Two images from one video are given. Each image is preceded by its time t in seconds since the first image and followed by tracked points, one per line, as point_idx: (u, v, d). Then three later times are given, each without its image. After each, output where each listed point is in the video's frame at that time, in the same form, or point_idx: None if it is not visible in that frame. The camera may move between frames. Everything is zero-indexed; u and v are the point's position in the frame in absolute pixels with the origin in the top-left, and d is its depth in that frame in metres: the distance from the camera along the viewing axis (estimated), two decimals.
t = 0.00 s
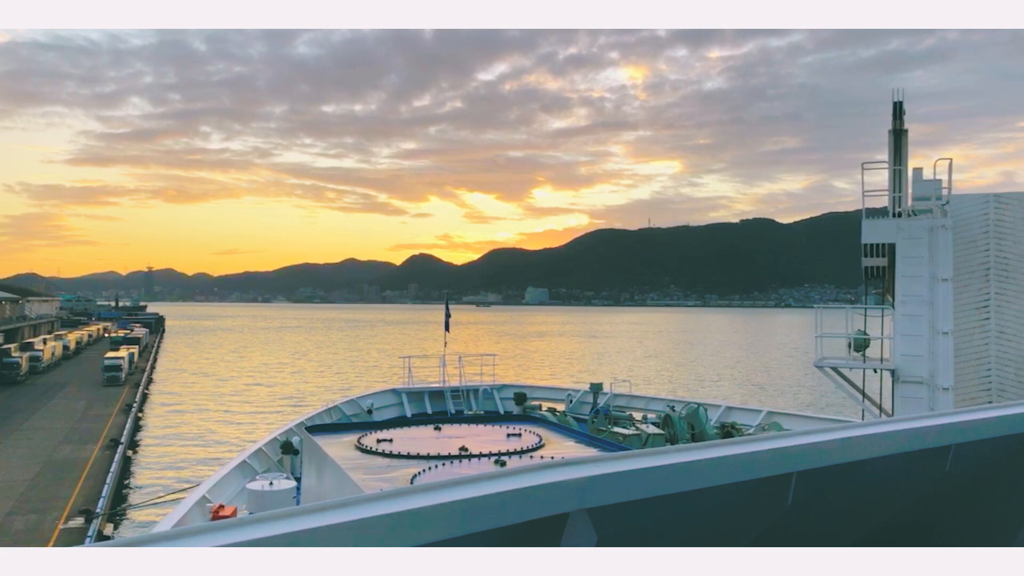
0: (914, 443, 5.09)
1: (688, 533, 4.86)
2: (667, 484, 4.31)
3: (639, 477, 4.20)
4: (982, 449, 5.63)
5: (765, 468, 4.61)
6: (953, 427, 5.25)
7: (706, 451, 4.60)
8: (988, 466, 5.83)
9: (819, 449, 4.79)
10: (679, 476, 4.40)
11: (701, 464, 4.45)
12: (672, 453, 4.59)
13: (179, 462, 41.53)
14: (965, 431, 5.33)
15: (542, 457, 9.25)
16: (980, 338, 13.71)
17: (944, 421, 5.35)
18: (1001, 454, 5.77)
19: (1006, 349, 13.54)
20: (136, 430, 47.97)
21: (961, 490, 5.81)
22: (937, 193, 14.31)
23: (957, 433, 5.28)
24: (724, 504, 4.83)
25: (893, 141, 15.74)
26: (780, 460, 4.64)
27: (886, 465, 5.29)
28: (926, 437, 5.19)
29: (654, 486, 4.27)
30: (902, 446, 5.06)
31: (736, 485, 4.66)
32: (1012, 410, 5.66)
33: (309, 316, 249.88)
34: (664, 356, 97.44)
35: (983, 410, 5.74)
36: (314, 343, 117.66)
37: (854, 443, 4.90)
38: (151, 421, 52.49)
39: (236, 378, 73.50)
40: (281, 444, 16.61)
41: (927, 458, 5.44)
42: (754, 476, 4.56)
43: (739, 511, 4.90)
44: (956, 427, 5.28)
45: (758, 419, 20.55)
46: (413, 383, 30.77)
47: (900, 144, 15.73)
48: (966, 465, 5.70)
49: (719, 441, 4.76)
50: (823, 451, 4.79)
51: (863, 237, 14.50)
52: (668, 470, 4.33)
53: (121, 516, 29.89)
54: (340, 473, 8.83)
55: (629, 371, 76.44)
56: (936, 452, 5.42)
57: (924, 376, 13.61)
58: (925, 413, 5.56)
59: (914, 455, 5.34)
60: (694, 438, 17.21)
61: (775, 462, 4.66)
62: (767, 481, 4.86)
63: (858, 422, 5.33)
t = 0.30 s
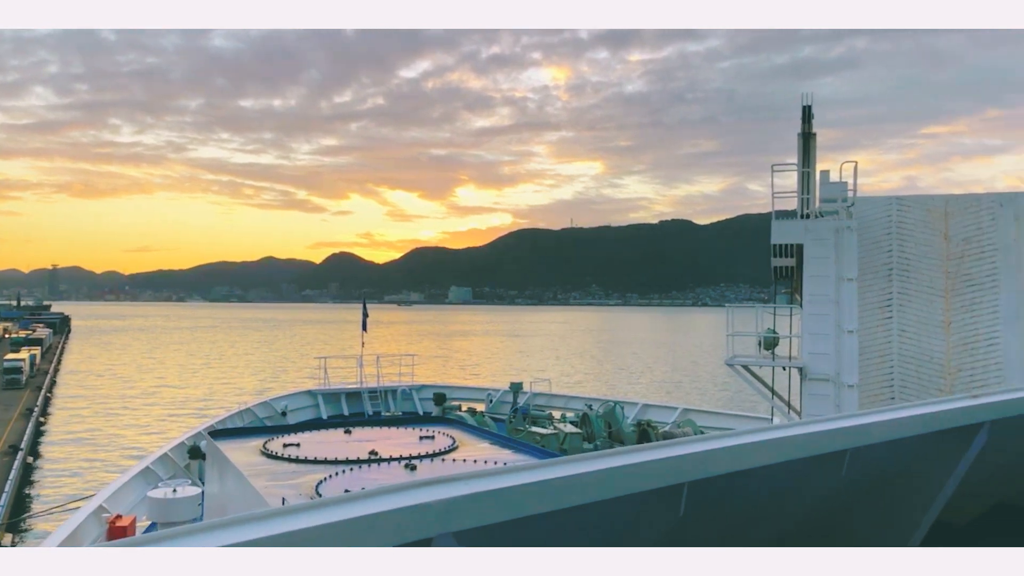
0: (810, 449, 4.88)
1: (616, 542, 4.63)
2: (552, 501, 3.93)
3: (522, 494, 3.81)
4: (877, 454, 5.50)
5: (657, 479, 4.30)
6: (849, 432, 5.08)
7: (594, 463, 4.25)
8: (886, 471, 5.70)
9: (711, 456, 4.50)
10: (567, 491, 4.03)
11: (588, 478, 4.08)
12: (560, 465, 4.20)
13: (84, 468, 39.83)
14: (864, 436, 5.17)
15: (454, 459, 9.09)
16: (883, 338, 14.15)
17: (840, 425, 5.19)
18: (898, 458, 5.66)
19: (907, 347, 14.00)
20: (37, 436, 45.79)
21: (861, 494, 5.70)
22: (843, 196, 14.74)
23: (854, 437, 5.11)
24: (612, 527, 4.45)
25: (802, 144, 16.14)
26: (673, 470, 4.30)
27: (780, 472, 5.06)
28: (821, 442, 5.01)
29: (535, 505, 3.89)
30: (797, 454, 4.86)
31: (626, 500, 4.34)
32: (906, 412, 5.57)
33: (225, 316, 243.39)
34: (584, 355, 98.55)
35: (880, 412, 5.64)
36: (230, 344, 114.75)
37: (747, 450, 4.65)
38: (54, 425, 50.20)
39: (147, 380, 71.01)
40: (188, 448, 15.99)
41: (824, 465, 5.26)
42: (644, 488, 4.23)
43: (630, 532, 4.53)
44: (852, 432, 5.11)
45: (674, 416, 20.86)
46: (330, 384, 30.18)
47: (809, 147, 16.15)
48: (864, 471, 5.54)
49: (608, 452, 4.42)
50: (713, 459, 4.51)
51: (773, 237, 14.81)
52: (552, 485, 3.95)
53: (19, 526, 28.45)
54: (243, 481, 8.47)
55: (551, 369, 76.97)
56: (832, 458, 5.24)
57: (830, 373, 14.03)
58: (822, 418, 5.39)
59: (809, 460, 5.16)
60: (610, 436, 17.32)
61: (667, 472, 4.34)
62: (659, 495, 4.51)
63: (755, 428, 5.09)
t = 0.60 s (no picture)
0: (743, 453, 4.81)
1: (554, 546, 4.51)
2: (481, 512, 3.76)
3: (449, 503, 3.62)
4: (811, 459, 5.43)
5: (585, 487, 4.16)
6: (784, 436, 5.01)
7: (523, 470, 4.09)
8: (820, 474, 5.65)
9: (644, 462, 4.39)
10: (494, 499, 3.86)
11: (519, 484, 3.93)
12: (489, 472, 4.04)
13: (15, 472, 38.46)
14: (797, 440, 5.12)
15: (392, 462, 8.89)
16: (822, 336, 14.33)
17: (773, 426, 5.14)
18: (832, 461, 5.62)
19: (845, 346, 14.19)
20: None
21: (795, 497, 5.62)
22: (783, 197, 14.92)
23: (786, 439, 5.05)
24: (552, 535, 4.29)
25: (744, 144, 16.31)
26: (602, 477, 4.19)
27: (715, 474, 4.91)
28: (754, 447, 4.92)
29: (463, 517, 3.71)
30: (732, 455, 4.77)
31: (556, 509, 4.17)
32: (840, 413, 5.54)
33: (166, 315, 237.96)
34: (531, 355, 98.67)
35: (815, 414, 5.60)
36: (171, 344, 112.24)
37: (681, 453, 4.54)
38: None
39: (83, 381, 68.97)
40: (120, 453, 15.46)
41: (758, 470, 5.16)
42: (575, 496, 4.09)
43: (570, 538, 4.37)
44: (785, 436, 5.05)
45: (618, 415, 20.93)
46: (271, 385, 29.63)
47: (751, 148, 16.33)
48: (797, 476, 5.47)
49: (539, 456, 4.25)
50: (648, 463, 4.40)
51: (715, 237, 14.91)
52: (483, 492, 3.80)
53: None
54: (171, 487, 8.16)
55: (497, 369, 76.81)
56: (765, 462, 5.14)
57: (769, 373, 14.11)
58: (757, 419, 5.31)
59: (744, 465, 5.04)
60: (554, 435, 17.26)
61: (597, 478, 4.22)
62: (590, 502, 4.31)
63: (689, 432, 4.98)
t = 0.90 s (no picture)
0: (685, 459, 4.50)
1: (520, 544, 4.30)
2: (442, 522, 3.54)
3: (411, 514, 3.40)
4: (774, 456, 5.29)
5: (552, 493, 3.96)
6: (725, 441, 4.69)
7: (458, 480, 3.78)
8: (758, 477, 5.38)
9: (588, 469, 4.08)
10: (431, 513, 3.58)
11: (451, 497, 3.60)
12: (419, 485, 3.72)
13: None
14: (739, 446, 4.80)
15: (339, 465, 8.71)
16: (774, 335, 14.40)
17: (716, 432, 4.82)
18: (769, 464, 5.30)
19: (796, 346, 14.30)
20: None
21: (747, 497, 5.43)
22: (735, 197, 15.00)
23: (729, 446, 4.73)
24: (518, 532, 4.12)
25: (698, 145, 16.40)
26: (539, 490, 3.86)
27: (665, 478, 4.68)
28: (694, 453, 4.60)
29: (424, 527, 3.49)
30: (678, 464, 4.48)
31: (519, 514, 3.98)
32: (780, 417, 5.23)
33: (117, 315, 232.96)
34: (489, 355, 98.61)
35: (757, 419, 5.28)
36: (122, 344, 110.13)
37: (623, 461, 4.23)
38: None
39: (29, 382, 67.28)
40: (61, 457, 15.02)
41: (695, 476, 4.88)
42: (522, 507, 3.82)
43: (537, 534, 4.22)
44: (725, 443, 4.72)
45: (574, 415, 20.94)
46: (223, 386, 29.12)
47: (704, 149, 16.42)
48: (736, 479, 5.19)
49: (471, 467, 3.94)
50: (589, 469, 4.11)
51: (669, 237, 14.91)
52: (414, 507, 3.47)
53: None
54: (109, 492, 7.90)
55: (454, 369, 76.60)
56: (704, 468, 4.86)
57: (721, 372, 14.15)
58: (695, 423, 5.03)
59: (682, 471, 4.78)
60: (509, 436, 17.20)
61: (569, 481, 4.01)
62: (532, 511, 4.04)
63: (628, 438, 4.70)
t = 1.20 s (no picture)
0: (645, 464, 4.19)
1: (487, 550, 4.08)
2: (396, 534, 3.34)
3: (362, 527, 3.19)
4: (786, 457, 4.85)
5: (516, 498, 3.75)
6: (655, 453, 4.19)
7: (379, 500, 3.47)
8: (694, 491, 4.68)
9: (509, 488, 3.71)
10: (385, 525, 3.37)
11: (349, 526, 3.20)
12: (340, 504, 3.44)
13: None
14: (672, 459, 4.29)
15: (286, 471, 8.43)
16: (730, 334, 14.44)
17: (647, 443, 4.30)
18: (705, 476, 4.59)
19: (753, 345, 14.32)
20: None
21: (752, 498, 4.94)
22: (692, 198, 15.02)
23: (659, 456, 4.23)
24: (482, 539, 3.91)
25: (656, 145, 16.37)
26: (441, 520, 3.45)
27: (649, 482, 4.37)
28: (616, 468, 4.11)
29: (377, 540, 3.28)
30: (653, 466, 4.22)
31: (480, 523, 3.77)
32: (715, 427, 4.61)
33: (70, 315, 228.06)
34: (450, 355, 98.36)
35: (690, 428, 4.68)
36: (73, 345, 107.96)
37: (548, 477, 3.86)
38: None
39: None
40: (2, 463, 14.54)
41: (626, 493, 4.30)
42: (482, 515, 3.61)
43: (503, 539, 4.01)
44: (651, 454, 4.20)
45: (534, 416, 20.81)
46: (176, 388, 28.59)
47: (662, 149, 16.39)
48: (667, 494, 4.54)
49: (389, 483, 3.59)
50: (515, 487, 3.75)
51: (626, 237, 14.87)
52: (308, 537, 3.09)
53: None
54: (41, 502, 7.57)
55: (414, 369, 76.23)
56: (674, 473, 4.47)
57: (678, 371, 14.12)
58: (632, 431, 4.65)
59: (671, 473, 4.45)
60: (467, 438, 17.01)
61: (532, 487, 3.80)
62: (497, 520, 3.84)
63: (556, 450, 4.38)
